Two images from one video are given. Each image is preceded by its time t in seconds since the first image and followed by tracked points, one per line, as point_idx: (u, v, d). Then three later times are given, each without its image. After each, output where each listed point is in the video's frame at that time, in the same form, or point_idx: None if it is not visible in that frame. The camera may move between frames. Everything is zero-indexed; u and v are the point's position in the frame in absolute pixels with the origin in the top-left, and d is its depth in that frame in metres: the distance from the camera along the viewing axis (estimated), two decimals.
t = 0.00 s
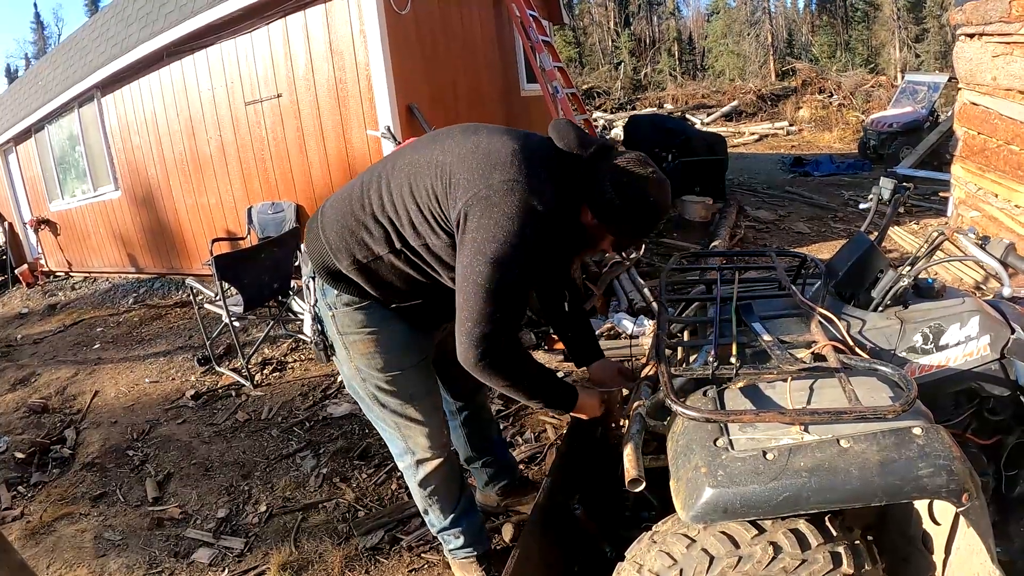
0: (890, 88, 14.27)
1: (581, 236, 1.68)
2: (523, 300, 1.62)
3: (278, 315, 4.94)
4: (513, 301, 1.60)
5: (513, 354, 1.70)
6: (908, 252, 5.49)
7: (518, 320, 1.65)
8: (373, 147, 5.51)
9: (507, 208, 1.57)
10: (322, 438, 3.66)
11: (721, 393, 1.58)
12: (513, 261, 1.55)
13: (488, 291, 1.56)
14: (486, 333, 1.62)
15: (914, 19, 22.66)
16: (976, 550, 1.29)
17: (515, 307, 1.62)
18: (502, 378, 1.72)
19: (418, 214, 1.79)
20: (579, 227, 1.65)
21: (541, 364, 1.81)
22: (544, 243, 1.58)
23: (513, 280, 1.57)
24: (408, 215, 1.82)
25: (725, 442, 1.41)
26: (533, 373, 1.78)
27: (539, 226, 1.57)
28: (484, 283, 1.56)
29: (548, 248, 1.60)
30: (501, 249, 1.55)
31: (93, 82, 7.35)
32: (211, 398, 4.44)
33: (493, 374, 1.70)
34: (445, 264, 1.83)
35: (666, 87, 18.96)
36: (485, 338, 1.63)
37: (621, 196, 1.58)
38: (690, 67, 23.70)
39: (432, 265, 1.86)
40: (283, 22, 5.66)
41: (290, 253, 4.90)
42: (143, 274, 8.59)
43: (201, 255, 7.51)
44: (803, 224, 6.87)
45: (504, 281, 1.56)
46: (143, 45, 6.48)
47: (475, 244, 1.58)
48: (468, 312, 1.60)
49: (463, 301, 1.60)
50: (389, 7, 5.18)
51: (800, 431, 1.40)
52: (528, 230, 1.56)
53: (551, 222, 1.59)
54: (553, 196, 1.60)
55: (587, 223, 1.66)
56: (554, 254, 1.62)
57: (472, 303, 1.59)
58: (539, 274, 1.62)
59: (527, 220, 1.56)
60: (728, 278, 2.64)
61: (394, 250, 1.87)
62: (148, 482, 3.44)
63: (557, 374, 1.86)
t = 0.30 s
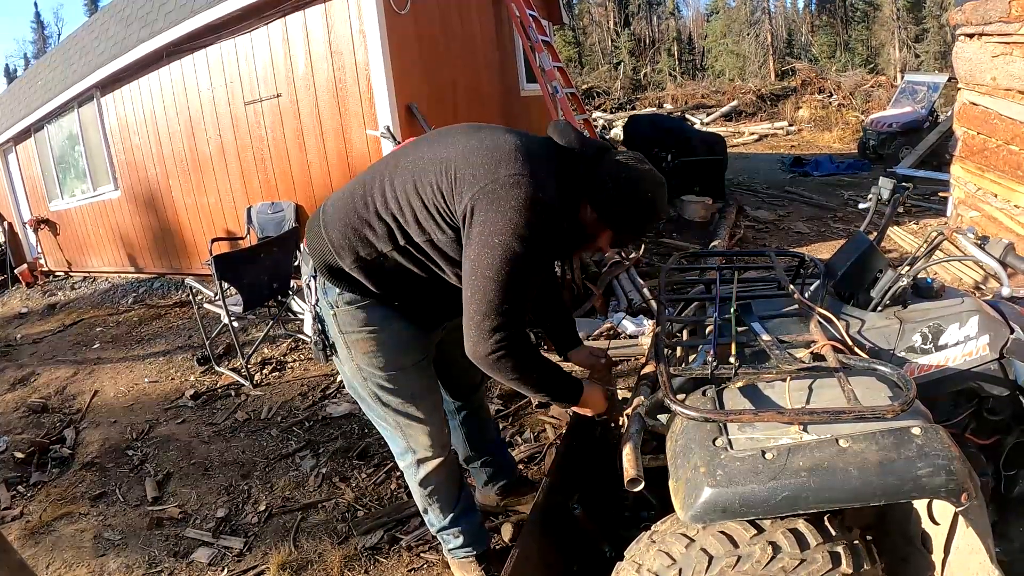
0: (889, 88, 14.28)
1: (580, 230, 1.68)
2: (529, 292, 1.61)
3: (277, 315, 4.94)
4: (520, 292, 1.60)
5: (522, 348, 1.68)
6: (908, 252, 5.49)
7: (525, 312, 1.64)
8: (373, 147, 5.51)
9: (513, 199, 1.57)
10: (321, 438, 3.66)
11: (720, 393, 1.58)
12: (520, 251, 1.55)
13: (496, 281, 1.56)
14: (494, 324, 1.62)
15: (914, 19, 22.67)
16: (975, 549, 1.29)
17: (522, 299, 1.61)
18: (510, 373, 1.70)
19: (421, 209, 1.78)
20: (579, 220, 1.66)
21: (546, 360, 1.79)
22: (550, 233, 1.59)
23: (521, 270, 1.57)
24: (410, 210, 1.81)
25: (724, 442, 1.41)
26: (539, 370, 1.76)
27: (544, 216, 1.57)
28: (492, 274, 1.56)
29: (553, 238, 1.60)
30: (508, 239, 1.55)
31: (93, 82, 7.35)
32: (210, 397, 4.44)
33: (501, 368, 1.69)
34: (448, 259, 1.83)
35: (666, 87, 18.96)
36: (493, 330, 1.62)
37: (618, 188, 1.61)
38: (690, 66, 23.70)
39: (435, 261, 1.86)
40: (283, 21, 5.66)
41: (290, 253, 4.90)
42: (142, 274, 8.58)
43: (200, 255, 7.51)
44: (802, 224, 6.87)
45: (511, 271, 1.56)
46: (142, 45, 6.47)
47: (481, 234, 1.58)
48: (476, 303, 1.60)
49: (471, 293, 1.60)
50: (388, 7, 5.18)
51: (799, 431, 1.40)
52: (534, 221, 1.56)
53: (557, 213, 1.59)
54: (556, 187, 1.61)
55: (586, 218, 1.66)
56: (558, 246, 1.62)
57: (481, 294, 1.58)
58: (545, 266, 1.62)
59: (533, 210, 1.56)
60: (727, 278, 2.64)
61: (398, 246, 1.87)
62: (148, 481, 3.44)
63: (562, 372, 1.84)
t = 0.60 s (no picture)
0: (888, 87, 14.29)
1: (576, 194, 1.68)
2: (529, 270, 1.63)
3: (276, 315, 4.93)
4: (520, 271, 1.61)
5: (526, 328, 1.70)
6: (907, 252, 5.49)
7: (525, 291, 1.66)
8: (372, 147, 5.50)
9: (503, 174, 1.56)
10: (320, 438, 3.66)
11: (719, 393, 1.58)
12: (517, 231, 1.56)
13: (496, 263, 1.58)
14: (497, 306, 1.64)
15: (913, 19, 22.69)
16: (974, 549, 1.29)
17: (523, 276, 1.62)
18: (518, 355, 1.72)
19: (415, 197, 1.78)
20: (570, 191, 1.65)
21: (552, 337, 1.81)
22: (545, 210, 1.59)
23: (518, 249, 1.58)
24: (407, 200, 1.81)
25: (723, 441, 1.41)
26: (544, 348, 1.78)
27: (539, 193, 1.57)
28: (489, 253, 1.57)
29: (549, 213, 1.60)
30: (504, 220, 1.55)
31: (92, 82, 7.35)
32: (210, 398, 4.44)
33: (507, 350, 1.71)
34: (449, 246, 1.83)
35: (665, 86, 18.95)
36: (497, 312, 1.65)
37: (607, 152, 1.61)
38: (689, 66, 23.71)
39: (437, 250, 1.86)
40: (281, 21, 5.66)
41: (289, 253, 4.90)
42: (142, 274, 8.58)
43: (200, 255, 7.51)
44: (802, 223, 6.88)
45: (508, 249, 1.56)
46: (142, 45, 6.47)
47: (477, 217, 1.58)
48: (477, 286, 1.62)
49: (472, 274, 1.61)
50: (387, 7, 5.18)
51: (798, 430, 1.40)
52: (529, 199, 1.56)
53: (552, 189, 1.59)
54: (548, 163, 1.60)
55: (581, 181, 1.66)
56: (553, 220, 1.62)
57: (480, 276, 1.60)
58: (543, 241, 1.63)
59: (528, 188, 1.55)
60: (726, 278, 2.64)
61: (399, 238, 1.86)
62: (147, 481, 3.44)
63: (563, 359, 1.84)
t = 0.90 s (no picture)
0: (889, 87, 14.29)
1: (552, 106, 1.77)
2: (494, 184, 1.65)
3: (277, 316, 4.94)
4: (483, 183, 1.63)
5: (490, 245, 1.70)
6: (908, 252, 5.50)
7: (491, 207, 1.67)
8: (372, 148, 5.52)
9: (463, 91, 1.62)
10: (322, 439, 3.66)
11: (719, 393, 1.58)
12: (481, 141, 1.60)
13: (459, 172, 1.61)
14: (460, 218, 1.64)
15: (913, 18, 22.71)
16: (975, 549, 1.29)
17: (486, 191, 1.64)
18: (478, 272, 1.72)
19: (397, 158, 1.81)
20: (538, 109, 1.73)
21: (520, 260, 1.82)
22: (513, 122, 1.64)
23: (481, 158, 1.61)
24: (396, 167, 1.81)
25: (724, 441, 1.41)
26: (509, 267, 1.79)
27: (505, 105, 1.63)
28: (455, 164, 1.60)
29: (517, 126, 1.65)
30: (468, 127, 1.60)
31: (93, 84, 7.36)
32: (211, 399, 4.45)
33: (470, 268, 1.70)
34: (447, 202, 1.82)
35: (665, 87, 18.95)
36: (458, 225, 1.64)
37: (578, 70, 1.68)
38: (690, 66, 23.71)
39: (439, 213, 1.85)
40: (282, 23, 5.67)
41: (290, 254, 4.90)
42: (143, 276, 8.60)
43: (201, 257, 7.53)
44: (802, 223, 6.87)
45: (473, 159, 1.61)
46: (143, 48, 6.48)
47: (442, 130, 1.62)
48: (440, 196, 1.63)
49: (434, 191, 1.64)
50: (388, 8, 5.18)
51: (798, 430, 1.40)
52: (494, 109, 1.61)
53: (519, 102, 1.65)
54: (515, 78, 1.68)
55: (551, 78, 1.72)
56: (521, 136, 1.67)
57: (444, 186, 1.62)
58: (509, 157, 1.66)
59: (493, 99, 1.61)
60: (727, 278, 2.64)
61: (403, 215, 1.85)
62: (149, 483, 3.44)
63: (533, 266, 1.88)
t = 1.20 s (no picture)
0: (891, 89, 14.28)
1: (502, 44, 1.77)
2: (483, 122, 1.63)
3: (280, 318, 4.95)
4: (473, 120, 1.61)
5: (492, 182, 1.68)
6: (910, 254, 5.50)
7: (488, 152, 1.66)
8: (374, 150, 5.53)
9: (430, 49, 1.61)
10: (324, 441, 3.67)
11: (722, 395, 1.59)
12: (456, 81, 1.60)
13: (449, 120, 1.60)
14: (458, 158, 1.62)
15: (915, 20, 22.71)
16: (977, 551, 1.29)
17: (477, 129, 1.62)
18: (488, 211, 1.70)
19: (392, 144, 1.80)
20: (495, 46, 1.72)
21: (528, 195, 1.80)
22: (480, 59, 1.63)
23: (464, 105, 1.61)
24: (399, 159, 1.81)
25: (726, 443, 1.42)
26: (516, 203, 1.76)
27: (466, 43, 1.62)
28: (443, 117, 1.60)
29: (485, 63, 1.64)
30: (439, 74, 1.59)
31: (97, 86, 7.39)
32: (214, 400, 4.46)
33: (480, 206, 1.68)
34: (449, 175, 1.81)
35: (668, 89, 18.96)
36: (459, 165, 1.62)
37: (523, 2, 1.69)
38: (692, 68, 23.73)
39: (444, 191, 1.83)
40: (285, 25, 5.69)
41: (292, 255, 4.91)
42: (146, 278, 8.62)
43: (203, 259, 7.55)
44: (805, 225, 6.87)
45: (459, 107, 1.60)
46: (146, 49, 6.51)
47: (416, 82, 1.63)
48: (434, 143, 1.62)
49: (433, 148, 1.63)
50: (391, 10, 5.19)
51: (800, 432, 1.41)
52: (457, 48, 1.60)
53: (478, 40, 1.65)
54: (467, 20, 1.68)
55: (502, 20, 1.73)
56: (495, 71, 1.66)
57: (434, 133, 1.62)
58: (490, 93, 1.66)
59: (453, 38, 1.61)
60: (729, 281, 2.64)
61: (416, 204, 1.83)
62: (152, 484, 3.45)
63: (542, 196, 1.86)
